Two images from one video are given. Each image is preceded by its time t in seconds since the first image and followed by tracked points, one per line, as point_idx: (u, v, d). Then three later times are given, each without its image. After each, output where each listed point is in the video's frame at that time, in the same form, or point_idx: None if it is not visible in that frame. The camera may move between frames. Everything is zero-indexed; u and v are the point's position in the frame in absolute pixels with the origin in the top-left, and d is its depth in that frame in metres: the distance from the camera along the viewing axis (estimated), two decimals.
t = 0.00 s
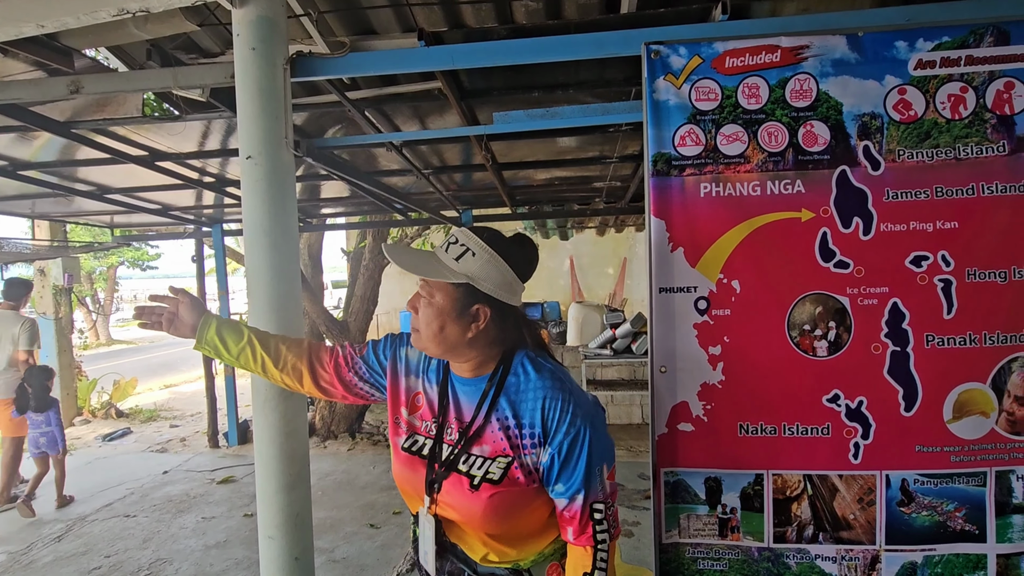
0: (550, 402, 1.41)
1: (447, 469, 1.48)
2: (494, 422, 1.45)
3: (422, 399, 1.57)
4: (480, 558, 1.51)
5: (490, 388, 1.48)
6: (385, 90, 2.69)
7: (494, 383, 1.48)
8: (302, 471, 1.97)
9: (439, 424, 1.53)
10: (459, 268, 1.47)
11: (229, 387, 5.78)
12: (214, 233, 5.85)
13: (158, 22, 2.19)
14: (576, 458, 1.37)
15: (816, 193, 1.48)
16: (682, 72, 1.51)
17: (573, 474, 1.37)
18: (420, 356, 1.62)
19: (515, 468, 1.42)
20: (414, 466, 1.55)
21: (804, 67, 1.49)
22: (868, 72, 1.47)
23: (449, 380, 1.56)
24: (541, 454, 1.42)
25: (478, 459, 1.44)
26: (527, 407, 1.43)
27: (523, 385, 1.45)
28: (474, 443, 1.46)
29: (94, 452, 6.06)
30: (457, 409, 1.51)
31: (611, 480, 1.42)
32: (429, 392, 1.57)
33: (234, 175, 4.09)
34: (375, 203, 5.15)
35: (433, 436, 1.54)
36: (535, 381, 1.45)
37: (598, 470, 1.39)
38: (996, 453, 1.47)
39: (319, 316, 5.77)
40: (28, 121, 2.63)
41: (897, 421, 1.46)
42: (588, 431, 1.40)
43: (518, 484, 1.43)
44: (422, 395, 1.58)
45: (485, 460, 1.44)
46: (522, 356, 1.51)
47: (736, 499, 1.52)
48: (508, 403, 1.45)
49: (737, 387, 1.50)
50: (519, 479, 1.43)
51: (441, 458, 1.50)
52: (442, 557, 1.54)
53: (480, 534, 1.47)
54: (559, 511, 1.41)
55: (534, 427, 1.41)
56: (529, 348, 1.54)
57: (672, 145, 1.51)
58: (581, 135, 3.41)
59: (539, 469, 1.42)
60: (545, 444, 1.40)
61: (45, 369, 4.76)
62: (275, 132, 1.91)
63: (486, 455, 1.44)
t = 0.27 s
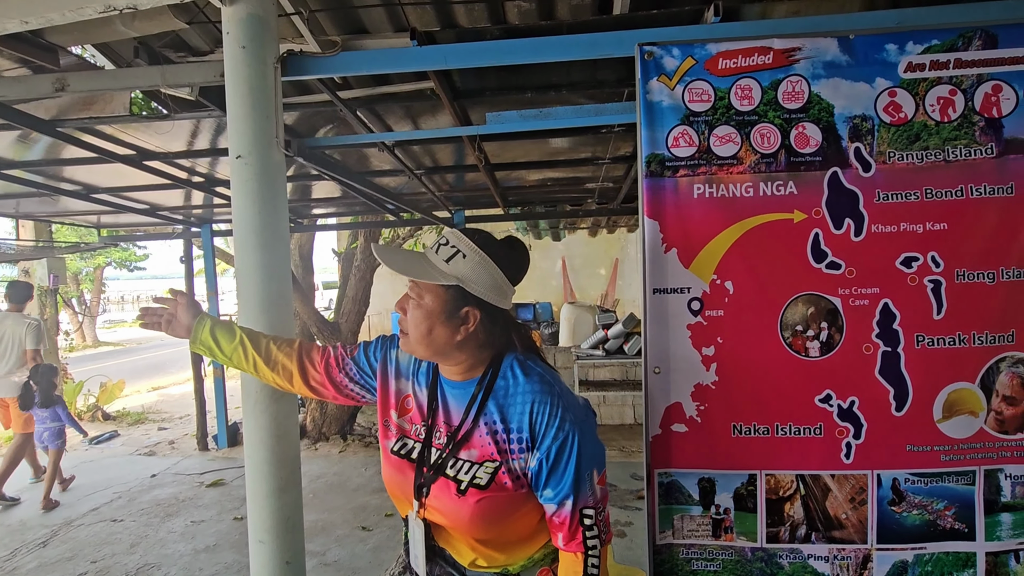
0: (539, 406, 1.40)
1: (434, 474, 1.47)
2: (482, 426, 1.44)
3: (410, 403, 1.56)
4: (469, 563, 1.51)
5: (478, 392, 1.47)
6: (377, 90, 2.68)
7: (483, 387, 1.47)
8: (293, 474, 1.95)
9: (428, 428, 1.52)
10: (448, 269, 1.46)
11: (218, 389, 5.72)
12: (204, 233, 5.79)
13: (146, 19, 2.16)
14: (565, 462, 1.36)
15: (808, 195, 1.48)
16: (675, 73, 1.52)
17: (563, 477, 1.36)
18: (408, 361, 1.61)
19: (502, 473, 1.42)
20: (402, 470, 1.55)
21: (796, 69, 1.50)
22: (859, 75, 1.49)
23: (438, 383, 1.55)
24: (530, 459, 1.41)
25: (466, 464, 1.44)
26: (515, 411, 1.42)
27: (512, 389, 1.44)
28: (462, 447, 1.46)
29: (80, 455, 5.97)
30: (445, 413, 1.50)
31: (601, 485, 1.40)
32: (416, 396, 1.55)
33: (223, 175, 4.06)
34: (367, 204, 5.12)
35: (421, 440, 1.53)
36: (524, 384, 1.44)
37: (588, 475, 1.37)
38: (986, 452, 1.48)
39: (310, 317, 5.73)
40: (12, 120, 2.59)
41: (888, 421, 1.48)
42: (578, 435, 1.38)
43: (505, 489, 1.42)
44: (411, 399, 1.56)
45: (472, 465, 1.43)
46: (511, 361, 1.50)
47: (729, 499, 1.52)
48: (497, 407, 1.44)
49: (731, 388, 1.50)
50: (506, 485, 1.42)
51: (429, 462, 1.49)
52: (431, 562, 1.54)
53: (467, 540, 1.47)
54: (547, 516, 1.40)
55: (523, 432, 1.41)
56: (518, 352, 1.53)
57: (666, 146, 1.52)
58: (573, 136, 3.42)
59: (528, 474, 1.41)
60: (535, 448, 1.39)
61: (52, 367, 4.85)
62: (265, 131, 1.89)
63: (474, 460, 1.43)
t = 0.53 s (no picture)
0: (539, 405, 1.41)
1: (433, 474, 1.47)
2: (481, 426, 1.44)
3: (404, 408, 1.55)
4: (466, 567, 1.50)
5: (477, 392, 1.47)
6: (369, 92, 2.67)
7: (481, 388, 1.47)
8: (286, 478, 1.94)
9: (424, 431, 1.51)
10: (456, 266, 1.47)
11: (207, 391, 5.66)
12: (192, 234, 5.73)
13: (134, 19, 2.14)
14: (564, 459, 1.37)
15: (798, 198, 1.50)
16: (668, 78, 1.53)
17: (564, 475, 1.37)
18: (399, 368, 1.60)
19: (502, 472, 1.42)
20: (400, 473, 1.54)
21: (786, 74, 1.52)
22: (848, 81, 1.51)
23: (433, 386, 1.54)
24: (530, 457, 1.42)
25: (465, 463, 1.44)
26: (515, 410, 1.43)
27: (511, 388, 1.45)
28: (461, 447, 1.46)
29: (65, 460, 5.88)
30: (442, 415, 1.49)
31: (598, 482, 1.42)
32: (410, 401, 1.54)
33: (213, 176, 4.02)
34: (358, 205, 5.10)
35: (418, 442, 1.52)
36: (523, 384, 1.45)
37: (586, 472, 1.39)
38: (972, 452, 1.51)
39: (301, 319, 5.69)
40: None
41: (877, 422, 1.50)
42: (576, 433, 1.40)
43: (506, 487, 1.43)
44: (405, 404, 1.55)
45: (472, 464, 1.44)
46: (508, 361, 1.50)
47: (722, 500, 1.54)
48: (495, 406, 1.44)
49: (724, 390, 1.52)
50: (506, 483, 1.43)
51: (427, 464, 1.49)
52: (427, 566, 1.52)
53: (466, 541, 1.46)
54: (547, 514, 1.41)
55: (522, 430, 1.41)
56: (516, 350, 1.54)
57: (659, 149, 1.53)
58: (565, 138, 3.43)
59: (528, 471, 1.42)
60: (534, 446, 1.40)
61: (53, 363, 4.88)
62: (257, 133, 1.88)
63: (473, 459, 1.44)
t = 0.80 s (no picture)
0: (551, 385, 1.46)
1: (449, 468, 1.44)
2: (496, 410, 1.45)
3: (405, 413, 1.52)
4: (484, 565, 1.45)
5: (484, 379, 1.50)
6: (359, 92, 2.65)
7: (487, 375, 1.50)
8: (275, 483, 1.91)
9: (432, 429, 1.48)
10: (506, 252, 1.56)
11: (193, 395, 5.58)
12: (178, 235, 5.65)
13: (120, 16, 2.10)
14: (582, 434, 1.43)
15: (790, 201, 1.52)
16: (661, 80, 1.54)
17: (581, 448, 1.43)
18: (394, 379, 1.59)
19: (523, 453, 1.42)
20: (410, 476, 1.49)
21: (778, 78, 1.53)
22: (838, 84, 1.52)
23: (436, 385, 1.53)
24: (547, 436, 1.44)
25: (482, 450, 1.43)
26: (529, 392, 1.46)
27: (520, 372, 1.49)
28: (476, 435, 1.45)
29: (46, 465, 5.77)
30: (450, 408, 1.49)
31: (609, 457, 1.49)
32: (411, 404, 1.52)
33: (199, 176, 3.96)
34: (347, 206, 5.07)
35: (426, 443, 1.49)
36: (532, 369, 1.49)
37: (601, 446, 1.46)
38: (960, 451, 1.53)
39: (289, 321, 5.63)
40: None
41: (868, 421, 1.51)
42: (587, 410, 1.47)
43: (528, 469, 1.43)
44: (406, 409, 1.52)
45: (491, 449, 1.42)
46: (512, 349, 1.55)
47: (716, 501, 1.54)
48: (506, 390, 1.46)
49: (718, 391, 1.52)
50: (527, 464, 1.43)
51: (442, 460, 1.45)
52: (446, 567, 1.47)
53: (488, 533, 1.42)
54: (566, 491, 1.44)
55: (539, 410, 1.44)
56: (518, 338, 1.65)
57: (652, 151, 1.53)
58: (555, 140, 3.43)
59: (544, 452, 1.43)
60: (550, 425, 1.43)
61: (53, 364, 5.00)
62: (246, 133, 1.86)
63: (489, 445, 1.43)
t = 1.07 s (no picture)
0: (571, 376, 1.51)
1: (488, 467, 1.42)
2: (526, 404, 1.45)
3: (430, 419, 1.45)
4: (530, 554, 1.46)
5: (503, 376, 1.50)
6: (348, 92, 2.63)
7: (508, 373, 1.50)
8: (264, 487, 1.88)
9: (462, 432, 1.44)
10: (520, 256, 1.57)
11: (176, 398, 5.49)
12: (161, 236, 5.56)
13: (104, 12, 2.06)
14: (602, 418, 1.51)
15: (781, 203, 1.53)
16: (654, 83, 1.54)
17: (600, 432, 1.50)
18: (407, 388, 1.49)
19: (557, 443, 1.45)
20: (444, 484, 1.43)
21: (769, 81, 1.54)
22: (828, 88, 1.54)
23: (455, 389, 1.49)
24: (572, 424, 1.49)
25: (517, 445, 1.43)
26: (553, 384, 1.49)
27: (536, 367, 1.52)
28: (509, 431, 1.44)
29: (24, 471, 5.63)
30: (477, 408, 1.47)
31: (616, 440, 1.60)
32: (435, 410, 1.46)
33: (184, 176, 3.90)
34: (335, 207, 5.03)
35: (458, 447, 1.44)
36: (549, 363, 1.53)
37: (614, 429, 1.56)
38: (946, 450, 1.56)
39: (275, 323, 5.56)
40: None
41: (857, 421, 1.53)
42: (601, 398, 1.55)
43: (562, 458, 1.46)
44: (429, 415, 1.46)
45: (527, 443, 1.43)
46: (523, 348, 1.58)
47: (709, 501, 1.55)
48: (529, 384, 1.49)
49: (712, 392, 1.53)
50: (561, 454, 1.46)
51: (479, 461, 1.42)
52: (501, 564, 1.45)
53: (532, 523, 1.43)
54: (589, 475, 1.50)
55: (565, 400, 1.48)
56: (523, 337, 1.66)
57: (645, 153, 1.54)
58: (545, 142, 3.44)
59: (571, 441, 1.48)
60: (575, 413, 1.48)
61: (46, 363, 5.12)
62: (235, 132, 1.83)
63: (525, 439, 1.43)
